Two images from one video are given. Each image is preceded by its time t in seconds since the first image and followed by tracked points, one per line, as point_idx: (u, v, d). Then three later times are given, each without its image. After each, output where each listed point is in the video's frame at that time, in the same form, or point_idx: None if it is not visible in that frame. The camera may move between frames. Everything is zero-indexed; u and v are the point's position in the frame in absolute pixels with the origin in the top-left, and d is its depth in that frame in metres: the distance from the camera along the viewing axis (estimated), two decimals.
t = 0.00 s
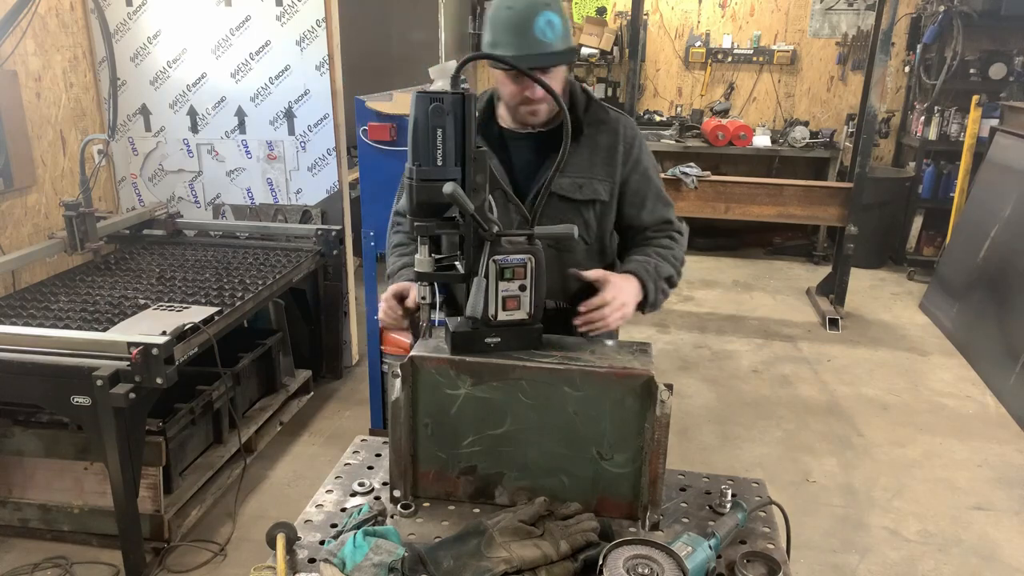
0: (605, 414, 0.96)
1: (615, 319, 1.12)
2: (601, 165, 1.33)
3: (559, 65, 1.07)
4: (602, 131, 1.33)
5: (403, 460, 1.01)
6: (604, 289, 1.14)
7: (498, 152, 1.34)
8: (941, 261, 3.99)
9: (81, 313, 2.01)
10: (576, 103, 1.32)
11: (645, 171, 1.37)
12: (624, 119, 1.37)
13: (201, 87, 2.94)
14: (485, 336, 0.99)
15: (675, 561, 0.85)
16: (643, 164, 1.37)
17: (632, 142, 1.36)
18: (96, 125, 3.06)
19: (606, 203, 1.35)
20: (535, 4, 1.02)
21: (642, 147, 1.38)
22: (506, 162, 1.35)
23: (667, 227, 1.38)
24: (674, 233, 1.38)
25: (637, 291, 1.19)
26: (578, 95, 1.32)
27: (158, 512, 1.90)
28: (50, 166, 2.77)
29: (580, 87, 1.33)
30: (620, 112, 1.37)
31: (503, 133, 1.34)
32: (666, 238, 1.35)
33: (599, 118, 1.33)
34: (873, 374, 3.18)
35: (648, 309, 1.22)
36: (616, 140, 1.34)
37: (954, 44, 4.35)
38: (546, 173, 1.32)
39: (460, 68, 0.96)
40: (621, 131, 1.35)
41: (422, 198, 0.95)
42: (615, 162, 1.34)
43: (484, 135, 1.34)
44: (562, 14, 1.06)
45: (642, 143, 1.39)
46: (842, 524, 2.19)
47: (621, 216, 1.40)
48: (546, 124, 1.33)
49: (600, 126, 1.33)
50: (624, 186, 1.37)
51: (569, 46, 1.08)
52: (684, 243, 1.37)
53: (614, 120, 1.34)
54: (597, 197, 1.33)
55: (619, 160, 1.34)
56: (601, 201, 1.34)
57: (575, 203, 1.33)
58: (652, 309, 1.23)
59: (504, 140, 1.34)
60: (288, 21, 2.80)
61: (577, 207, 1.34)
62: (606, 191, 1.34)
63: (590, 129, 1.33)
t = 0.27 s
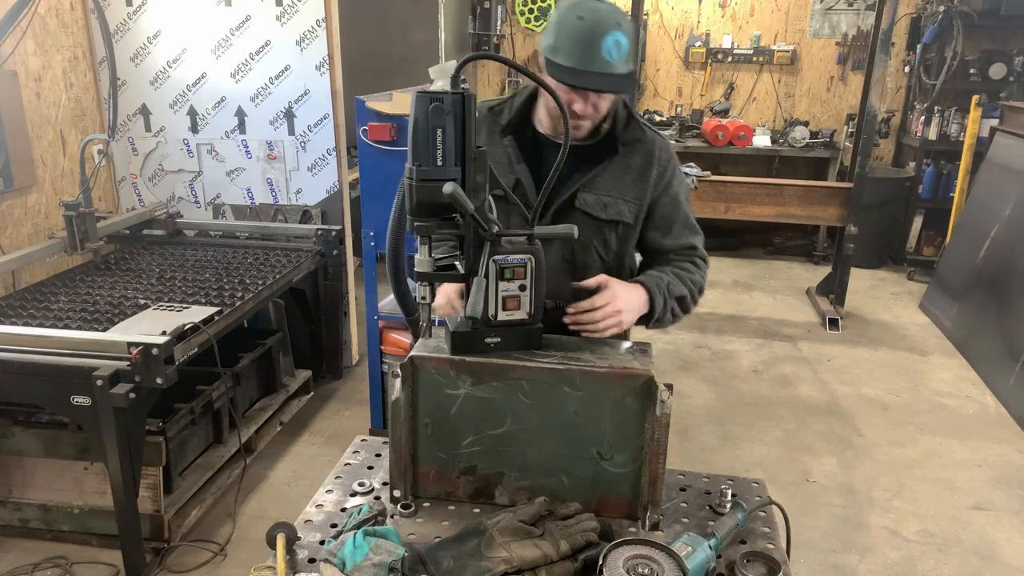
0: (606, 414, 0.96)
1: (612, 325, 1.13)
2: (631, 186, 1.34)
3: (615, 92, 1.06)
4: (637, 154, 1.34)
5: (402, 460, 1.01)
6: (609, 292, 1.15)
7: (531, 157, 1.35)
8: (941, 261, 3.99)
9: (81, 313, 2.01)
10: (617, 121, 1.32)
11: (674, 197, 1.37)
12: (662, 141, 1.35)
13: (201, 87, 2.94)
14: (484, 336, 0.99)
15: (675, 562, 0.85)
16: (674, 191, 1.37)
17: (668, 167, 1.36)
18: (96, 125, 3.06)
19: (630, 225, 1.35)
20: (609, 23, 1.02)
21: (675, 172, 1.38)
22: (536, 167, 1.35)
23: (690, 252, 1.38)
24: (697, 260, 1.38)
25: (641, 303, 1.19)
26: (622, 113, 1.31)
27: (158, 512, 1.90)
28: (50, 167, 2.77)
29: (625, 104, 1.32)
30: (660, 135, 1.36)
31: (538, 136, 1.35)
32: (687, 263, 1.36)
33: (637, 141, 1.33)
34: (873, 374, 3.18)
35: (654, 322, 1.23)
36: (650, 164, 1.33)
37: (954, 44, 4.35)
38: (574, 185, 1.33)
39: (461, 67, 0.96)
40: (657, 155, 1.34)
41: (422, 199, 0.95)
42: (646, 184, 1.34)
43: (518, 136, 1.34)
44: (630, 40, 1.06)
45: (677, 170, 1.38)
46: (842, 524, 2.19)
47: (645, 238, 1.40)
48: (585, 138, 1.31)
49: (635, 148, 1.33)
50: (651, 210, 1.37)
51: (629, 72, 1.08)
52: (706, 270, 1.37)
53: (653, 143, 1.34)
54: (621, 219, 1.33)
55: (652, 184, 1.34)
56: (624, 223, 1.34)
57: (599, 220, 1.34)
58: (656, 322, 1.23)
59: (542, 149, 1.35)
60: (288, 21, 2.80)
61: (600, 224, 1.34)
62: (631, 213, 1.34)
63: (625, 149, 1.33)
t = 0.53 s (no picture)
0: (606, 414, 0.96)
1: (590, 331, 1.00)
2: (683, 218, 1.16)
3: (675, 141, 0.98)
4: (694, 185, 1.16)
5: (402, 460, 1.01)
6: (607, 297, 1.01)
7: (584, 174, 1.22)
8: (942, 261, 3.99)
9: (82, 313, 2.01)
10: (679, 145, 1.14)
11: (729, 227, 1.17)
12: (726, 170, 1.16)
13: (201, 87, 2.94)
14: (484, 335, 0.99)
15: (675, 561, 0.85)
16: (732, 223, 1.17)
17: (730, 200, 1.16)
18: (97, 125, 3.06)
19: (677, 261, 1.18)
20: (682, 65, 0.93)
21: (738, 205, 1.18)
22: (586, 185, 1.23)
23: (743, 287, 1.15)
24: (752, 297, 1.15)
25: (644, 323, 1.02)
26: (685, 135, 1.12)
27: (158, 512, 1.90)
28: (50, 167, 2.77)
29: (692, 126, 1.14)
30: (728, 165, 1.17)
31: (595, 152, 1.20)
32: (734, 294, 1.14)
33: (697, 170, 1.14)
34: (873, 374, 3.18)
35: (665, 342, 1.04)
36: (706, 196, 1.15)
37: (954, 44, 4.35)
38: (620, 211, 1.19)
39: (461, 67, 0.96)
40: (718, 186, 1.15)
41: (422, 199, 0.95)
42: (701, 219, 1.16)
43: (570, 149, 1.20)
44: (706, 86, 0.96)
45: (744, 202, 1.18)
46: (842, 524, 2.19)
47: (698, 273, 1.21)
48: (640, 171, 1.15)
49: (694, 176, 1.15)
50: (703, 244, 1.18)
51: (696, 118, 0.99)
52: (764, 310, 1.15)
53: (715, 172, 1.15)
54: (667, 255, 1.17)
55: (707, 216, 1.16)
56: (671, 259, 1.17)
57: (644, 255, 1.18)
58: (670, 339, 1.04)
59: (595, 167, 1.21)
60: (288, 21, 2.80)
61: (644, 258, 1.19)
62: (677, 247, 1.17)
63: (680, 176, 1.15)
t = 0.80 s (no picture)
0: (606, 415, 0.96)
1: (541, 335, 0.98)
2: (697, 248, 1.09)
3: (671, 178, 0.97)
4: (716, 215, 1.08)
5: (402, 460, 1.01)
6: (568, 307, 0.99)
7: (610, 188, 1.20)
8: (941, 261, 3.99)
9: (81, 313, 2.01)
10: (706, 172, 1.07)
11: (745, 261, 1.07)
12: (755, 200, 1.07)
13: (201, 87, 2.94)
14: (485, 336, 0.99)
15: (675, 561, 0.85)
16: (749, 259, 1.07)
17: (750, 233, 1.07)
18: (96, 125, 3.06)
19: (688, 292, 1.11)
20: (683, 102, 0.91)
21: (762, 240, 1.07)
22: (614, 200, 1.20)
23: (738, 328, 1.04)
24: (751, 342, 1.04)
25: (596, 344, 0.98)
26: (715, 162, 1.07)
27: (158, 512, 1.89)
28: (50, 166, 2.77)
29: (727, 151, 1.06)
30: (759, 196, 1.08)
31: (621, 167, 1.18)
32: (723, 334, 1.04)
33: (718, 199, 1.07)
34: (873, 374, 3.18)
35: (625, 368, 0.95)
36: (724, 226, 1.07)
37: (954, 44, 4.35)
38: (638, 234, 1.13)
39: (461, 68, 0.96)
40: (741, 217, 1.06)
41: (422, 199, 0.95)
42: (713, 250, 1.08)
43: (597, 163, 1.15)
44: (713, 129, 0.94)
45: (769, 238, 1.08)
46: (842, 523, 2.19)
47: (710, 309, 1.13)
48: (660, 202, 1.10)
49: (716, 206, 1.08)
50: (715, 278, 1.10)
51: (704, 159, 0.97)
52: (760, 359, 1.04)
53: (737, 202, 1.07)
54: (677, 284, 1.10)
55: (718, 247, 1.08)
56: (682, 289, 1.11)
57: (655, 283, 1.12)
58: (624, 367, 0.95)
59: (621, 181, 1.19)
60: (288, 21, 2.80)
61: (656, 286, 1.13)
62: (685, 276, 1.09)
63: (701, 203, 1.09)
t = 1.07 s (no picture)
0: (605, 415, 0.96)
1: (541, 336, 0.99)
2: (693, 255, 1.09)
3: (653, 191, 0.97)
4: (711, 222, 1.08)
5: (402, 460, 1.01)
6: (567, 308, 0.99)
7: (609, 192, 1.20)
8: (941, 261, 3.99)
9: (81, 313, 2.01)
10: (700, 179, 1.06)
11: (742, 272, 1.07)
12: (752, 208, 1.06)
13: (201, 87, 2.94)
14: (485, 336, 0.98)
15: (675, 561, 0.85)
16: (746, 269, 1.07)
17: (747, 242, 1.06)
18: (96, 125, 3.06)
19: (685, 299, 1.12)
20: (662, 115, 0.91)
21: (759, 249, 1.06)
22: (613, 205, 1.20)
23: (734, 339, 1.04)
24: (746, 353, 1.03)
25: (594, 345, 0.98)
26: (711, 169, 1.04)
27: (158, 512, 1.89)
28: (50, 166, 2.77)
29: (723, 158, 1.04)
30: (757, 204, 1.06)
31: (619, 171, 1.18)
32: (718, 344, 1.03)
33: (712, 207, 1.05)
34: (873, 374, 3.18)
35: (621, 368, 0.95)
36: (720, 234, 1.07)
37: (954, 44, 4.35)
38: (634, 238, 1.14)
39: (461, 68, 0.96)
40: (736, 226, 1.06)
41: (422, 199, 0.95)
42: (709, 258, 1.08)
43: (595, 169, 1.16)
44: (695, 140, 0.93)
45: (767, 246, 1.06)
46: (842, 523, 2.19)
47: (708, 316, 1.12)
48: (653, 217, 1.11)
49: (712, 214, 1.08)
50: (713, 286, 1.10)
51: (688, 171, 0.96)
52: (754, 372, 1.02)
53: (733, 209, 1.06)
54: (673, 290, 1.10)
55: (714, 255, 1.08)
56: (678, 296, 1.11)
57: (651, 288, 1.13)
58: (619, 368, 0.95)
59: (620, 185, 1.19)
60: (288, 21, 2.80)
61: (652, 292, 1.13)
62: (681, 283, 1.10)
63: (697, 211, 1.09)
